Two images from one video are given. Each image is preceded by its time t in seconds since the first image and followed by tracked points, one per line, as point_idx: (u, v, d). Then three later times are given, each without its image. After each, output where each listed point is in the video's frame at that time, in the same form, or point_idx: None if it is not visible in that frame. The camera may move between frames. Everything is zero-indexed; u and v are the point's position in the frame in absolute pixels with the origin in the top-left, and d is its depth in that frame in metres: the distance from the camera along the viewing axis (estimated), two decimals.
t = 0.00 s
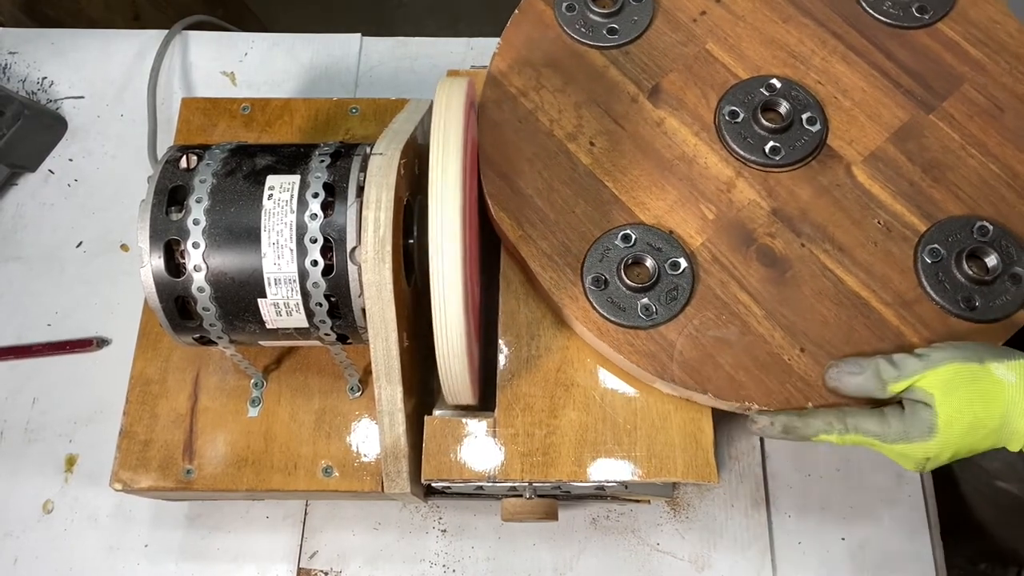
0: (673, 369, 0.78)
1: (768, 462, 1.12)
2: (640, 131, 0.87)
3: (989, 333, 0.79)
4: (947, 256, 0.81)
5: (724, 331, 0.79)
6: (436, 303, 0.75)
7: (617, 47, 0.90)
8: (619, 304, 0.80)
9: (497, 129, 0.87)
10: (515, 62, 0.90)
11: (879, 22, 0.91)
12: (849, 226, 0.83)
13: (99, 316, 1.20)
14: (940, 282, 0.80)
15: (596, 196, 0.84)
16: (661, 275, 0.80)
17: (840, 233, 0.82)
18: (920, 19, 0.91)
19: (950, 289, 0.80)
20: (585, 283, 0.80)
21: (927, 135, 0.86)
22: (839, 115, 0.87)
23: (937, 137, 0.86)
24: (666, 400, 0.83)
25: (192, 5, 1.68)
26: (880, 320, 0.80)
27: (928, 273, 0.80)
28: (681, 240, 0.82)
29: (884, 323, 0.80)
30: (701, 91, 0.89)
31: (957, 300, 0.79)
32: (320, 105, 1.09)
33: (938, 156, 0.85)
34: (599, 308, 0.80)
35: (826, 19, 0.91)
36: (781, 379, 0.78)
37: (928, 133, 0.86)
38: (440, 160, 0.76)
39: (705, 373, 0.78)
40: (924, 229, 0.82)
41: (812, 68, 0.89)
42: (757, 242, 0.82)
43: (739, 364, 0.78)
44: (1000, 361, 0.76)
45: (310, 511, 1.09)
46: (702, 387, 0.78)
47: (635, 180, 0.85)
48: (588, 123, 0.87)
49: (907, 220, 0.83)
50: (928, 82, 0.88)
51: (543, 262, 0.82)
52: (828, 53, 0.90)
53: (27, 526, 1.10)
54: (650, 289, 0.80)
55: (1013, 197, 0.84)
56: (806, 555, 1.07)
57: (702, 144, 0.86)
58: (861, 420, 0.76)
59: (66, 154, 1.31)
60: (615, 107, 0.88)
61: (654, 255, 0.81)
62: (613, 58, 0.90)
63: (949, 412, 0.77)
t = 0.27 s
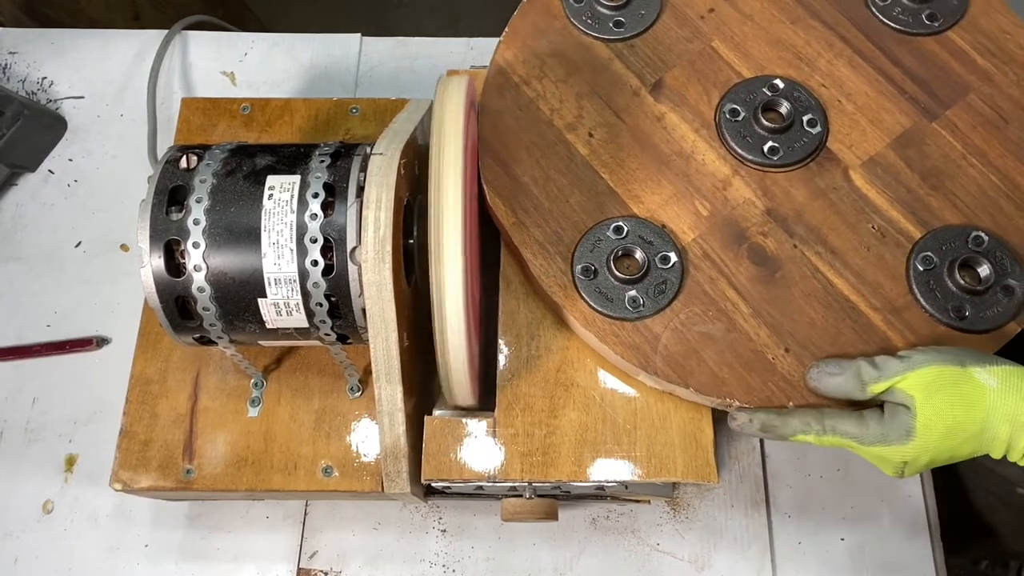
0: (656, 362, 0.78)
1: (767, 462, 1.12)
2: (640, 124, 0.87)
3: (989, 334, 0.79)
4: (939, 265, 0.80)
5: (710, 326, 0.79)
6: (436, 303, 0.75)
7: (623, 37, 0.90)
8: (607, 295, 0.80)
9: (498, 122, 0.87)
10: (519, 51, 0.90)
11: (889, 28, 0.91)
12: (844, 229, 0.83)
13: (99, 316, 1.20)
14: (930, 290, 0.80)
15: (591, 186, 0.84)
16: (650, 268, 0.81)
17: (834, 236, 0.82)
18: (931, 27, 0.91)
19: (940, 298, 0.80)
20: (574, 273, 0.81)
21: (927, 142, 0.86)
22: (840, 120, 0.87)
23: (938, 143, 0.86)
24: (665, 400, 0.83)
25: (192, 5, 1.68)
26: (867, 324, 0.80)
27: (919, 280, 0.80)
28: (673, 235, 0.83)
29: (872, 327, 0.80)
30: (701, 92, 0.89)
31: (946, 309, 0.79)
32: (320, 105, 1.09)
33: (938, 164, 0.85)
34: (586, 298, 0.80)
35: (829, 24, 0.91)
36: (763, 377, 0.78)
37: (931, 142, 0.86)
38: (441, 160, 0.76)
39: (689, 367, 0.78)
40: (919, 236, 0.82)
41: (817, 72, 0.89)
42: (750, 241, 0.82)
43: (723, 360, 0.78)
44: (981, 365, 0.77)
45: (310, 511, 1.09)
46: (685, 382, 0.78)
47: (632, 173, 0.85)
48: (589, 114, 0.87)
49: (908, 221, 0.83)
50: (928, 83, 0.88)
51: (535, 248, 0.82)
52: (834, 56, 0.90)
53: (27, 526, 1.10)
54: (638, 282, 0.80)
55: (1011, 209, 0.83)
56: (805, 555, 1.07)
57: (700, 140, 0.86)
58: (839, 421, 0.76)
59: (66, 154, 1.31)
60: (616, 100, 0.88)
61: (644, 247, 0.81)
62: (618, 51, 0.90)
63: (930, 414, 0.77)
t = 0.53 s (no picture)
0: (639, 352, 0.78)
1: (766, 462, 1.12)
2: (639, 117, 0.87)
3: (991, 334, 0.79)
4: (929, 271, 0.80)
5: (696, 320, 0.79)
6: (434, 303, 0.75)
7: (626, 32, 0.91)
8: (594, 283, 0.80)
9: (496, 120, 0.87)
10: (524, 39, 0.91)
11: (894, 34, 0.91)
12: (835, 231, 0.82)
13: (98, 316, 1.20)
14: (918, 296, 0.79)
15: (586, 175, 0.85)
16: (639, 260, 0.81)
17: (824, 238, 0.82)
18: (938, 34, 0.90)
19: (927, 304, 0.79)
20: (563, 261, 0.81)
21: (926, 149, 0.85)
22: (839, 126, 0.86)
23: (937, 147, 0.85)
24: (663, 401, 0.83)
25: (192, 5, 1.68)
26: (852, 327, 0.79)
27: (908, 286, 0.80)
28: (664, 227, 0.83)
29: (857, 329, 0.79)
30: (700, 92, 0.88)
31: (933, 316, 0.79)
32: (319, 105, 1.09)
33: (934, 171, 0.84)
34: (573, 285, 0.80)
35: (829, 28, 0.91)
36: (745, 373, 0.78)
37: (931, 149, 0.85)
38: (438, 160, 0.76)
39: (670, 359, 0.78)
40: (910, 242, 0.82)
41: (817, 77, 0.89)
42: (740, 238, 0.82)
43: (705, 353, 0.79)
44: (960, 370, 0.76)
45: (309, 511, 1.09)
46: (666, 373, 0.78)
47: (627, 164, 0.85)
48: (589, 104, 0.88)
49: (908, 221, 0.83)
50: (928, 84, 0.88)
51: (529, 238, 0.82)
52: (838, 59, 0.89)
53: (27, 526, 1.10)
54: (626, 272, 0.80)
55: (1006, 220, 0.82)
56: (804, 555, 1.06)
57: (698, 136, 0.86)
58: (815, 421, 0.77)
59: (66, 154, 1.31)
60: (617, 91, 0.88)
61: (634, 239, 0.81)
62: (622, 43, 0.90)
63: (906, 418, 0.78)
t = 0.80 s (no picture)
0: (632, 353, 0.79)
1: (766, 462, 1.12)
2: (640, 117, 0.87)
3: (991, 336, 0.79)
4: (923, 286, 0.79)
5: (685, 324, 0.80)
6: (434, 303, 0.75)
7: (631, 33, 0.91)
8: (585, 282, 0.81)
9: (496, 125, 0.87)
10: (529, 36, 0.92)
11: (894, 37, 0.91)
12: (829, 241, 0.82)
13: (98, 316, 1.20)
14: (910, 310, 0.79)
15: (584, 174, 0.85)
16: (630, 261, 0.81)
17: (819, 247, 0.82)
18: (946, 49, 0.89)
19: (919, 319, 0.79)
20: (555, 260, 0.82)
21: (927, 164, 0.85)
22: (840, 139, 0.86)
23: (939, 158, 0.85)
24: (663, 401, 0.83)
25: (192, 5, 1.68)
26: (841, 338, 0.79)
27: (900, 299, 0.79)
28: (659, 231, 0.83)
29: (845, 342, 0.79)
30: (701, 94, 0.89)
31: (924, 331, 0.78)
32: (319, 105, 1.09)
33: (934, 186, 0.84)
34: (564, 282, 0.81)
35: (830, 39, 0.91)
36: (731, 380, 0.78)
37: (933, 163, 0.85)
38: (439, 159, 0.76)
39: (657, 362, 0.79)
40: (906, 256, 0.81)
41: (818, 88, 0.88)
42: (734, 244, 0.82)
43: (692, 357, 0.79)
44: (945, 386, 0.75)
45: (309, 511, 1.09)
46: (652, 376, 0.78)
47: (626, 165, 0.85)
48: (591, 104, 0.88)
49: (908, 222, 0.83)
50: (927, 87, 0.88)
51: (529, 238, 0.82)
52: (838, 62, 0.90)
53: (27, 526, 1.10)
54: (617, 273, 0.81)
55: (1004, 239, 0.82)
56: (804, 555, 1.06)
57: (698, 140, 0.87)
58: (799, 430, 0.76)
59: (66, 154, 1.31)
60: (619, 92, 0.89)
61: (627, 239, 0.82)
62: (628, 45, 0.91)
63: (889, 432, 0.76)
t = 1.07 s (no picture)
0: (632, 353, 0.79)
1: (766, 462, 1.12)
2: (641, 117, 0.88)
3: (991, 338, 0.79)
4: (912, 300, 0.79)
5: (671, 323, 0.80)
6: (433, 303, 0.75)
7: (638, 31, 0.91)
8: (573, 275, 0.81)
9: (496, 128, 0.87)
10: (537, 29, 0.92)
11: (895, 38, 0.91)
12: (823, 250, 0.82)
13: (98, 316, 1.20)
14: (898, 323, 0.79)
15: (580, 168, 0.85)
16: (621, 257, 0.81)
17: (812, 255, 0.82)
18: (956, 64, 0.89)
19: (907, 332, 0.79)
20: (546, 250, 0.82)
21: (927, 178, 0.85)
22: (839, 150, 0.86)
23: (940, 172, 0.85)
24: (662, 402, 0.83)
25: (192, 5, 1.68)
26: (827, 347, 0.79)
27: (889, 311, 0.79)
28: (651, 228, 0.83)
29: (830, 350, 0.79)
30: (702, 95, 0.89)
31: (911, 345, 0.78)
32: (319, 105, 1.09)
33: (933, 201, 0.84)
34: (553, 273, 0.81)
35: (831, 52, 0.90)
36: (713, 381, 0.78)
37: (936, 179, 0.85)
38: (439, 159, 0.76)
39: (656, 363, 0.79)
40: (898, 268, 0.81)
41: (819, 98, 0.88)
42: (726, 246, 0.82)
43: (675, 357, 0.79)
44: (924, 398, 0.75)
45: (309, 511, 1.09)
46: (634, 373, 0.78)
47: (625, 165, 0.86)
48: (593, 99, 0.89)
49: (907, 223, 0.83)
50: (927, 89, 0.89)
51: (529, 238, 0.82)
52: (838, 63, 0.90)
53: (27, 526, 1.10)
54: (606, 267, 0.81)
55: (1000, 257, 0.82)
56: (804, 555, 1.06)
57: (698, 141, 0.87)
58: (775, 435, 0.76)
59: (65, 154, 1.31)
60: (620, 92, 0.89)
61: (618, 235, 0.82)
62: (635, 42, 0.91)
63: (866, 443, 0.76)
